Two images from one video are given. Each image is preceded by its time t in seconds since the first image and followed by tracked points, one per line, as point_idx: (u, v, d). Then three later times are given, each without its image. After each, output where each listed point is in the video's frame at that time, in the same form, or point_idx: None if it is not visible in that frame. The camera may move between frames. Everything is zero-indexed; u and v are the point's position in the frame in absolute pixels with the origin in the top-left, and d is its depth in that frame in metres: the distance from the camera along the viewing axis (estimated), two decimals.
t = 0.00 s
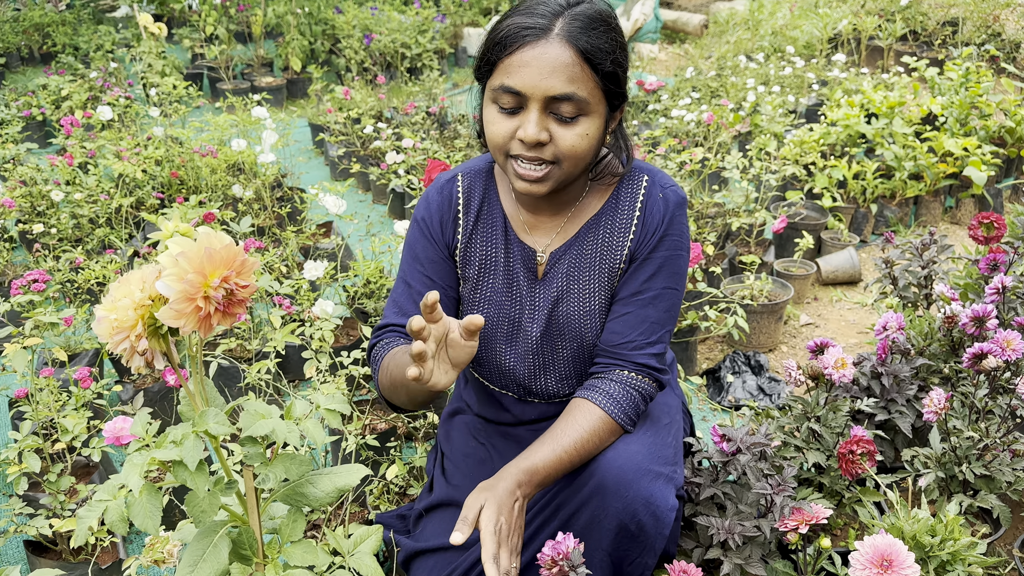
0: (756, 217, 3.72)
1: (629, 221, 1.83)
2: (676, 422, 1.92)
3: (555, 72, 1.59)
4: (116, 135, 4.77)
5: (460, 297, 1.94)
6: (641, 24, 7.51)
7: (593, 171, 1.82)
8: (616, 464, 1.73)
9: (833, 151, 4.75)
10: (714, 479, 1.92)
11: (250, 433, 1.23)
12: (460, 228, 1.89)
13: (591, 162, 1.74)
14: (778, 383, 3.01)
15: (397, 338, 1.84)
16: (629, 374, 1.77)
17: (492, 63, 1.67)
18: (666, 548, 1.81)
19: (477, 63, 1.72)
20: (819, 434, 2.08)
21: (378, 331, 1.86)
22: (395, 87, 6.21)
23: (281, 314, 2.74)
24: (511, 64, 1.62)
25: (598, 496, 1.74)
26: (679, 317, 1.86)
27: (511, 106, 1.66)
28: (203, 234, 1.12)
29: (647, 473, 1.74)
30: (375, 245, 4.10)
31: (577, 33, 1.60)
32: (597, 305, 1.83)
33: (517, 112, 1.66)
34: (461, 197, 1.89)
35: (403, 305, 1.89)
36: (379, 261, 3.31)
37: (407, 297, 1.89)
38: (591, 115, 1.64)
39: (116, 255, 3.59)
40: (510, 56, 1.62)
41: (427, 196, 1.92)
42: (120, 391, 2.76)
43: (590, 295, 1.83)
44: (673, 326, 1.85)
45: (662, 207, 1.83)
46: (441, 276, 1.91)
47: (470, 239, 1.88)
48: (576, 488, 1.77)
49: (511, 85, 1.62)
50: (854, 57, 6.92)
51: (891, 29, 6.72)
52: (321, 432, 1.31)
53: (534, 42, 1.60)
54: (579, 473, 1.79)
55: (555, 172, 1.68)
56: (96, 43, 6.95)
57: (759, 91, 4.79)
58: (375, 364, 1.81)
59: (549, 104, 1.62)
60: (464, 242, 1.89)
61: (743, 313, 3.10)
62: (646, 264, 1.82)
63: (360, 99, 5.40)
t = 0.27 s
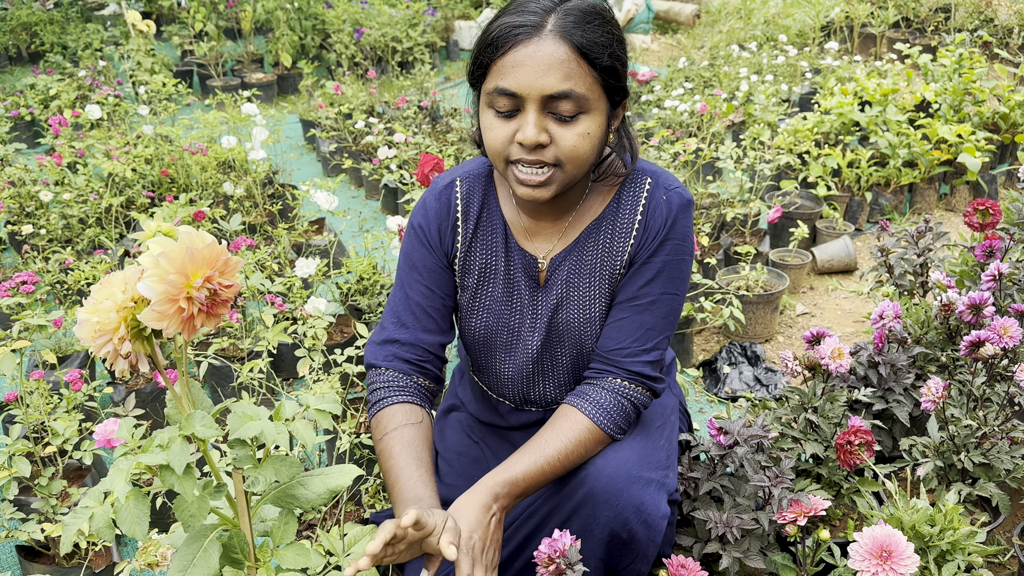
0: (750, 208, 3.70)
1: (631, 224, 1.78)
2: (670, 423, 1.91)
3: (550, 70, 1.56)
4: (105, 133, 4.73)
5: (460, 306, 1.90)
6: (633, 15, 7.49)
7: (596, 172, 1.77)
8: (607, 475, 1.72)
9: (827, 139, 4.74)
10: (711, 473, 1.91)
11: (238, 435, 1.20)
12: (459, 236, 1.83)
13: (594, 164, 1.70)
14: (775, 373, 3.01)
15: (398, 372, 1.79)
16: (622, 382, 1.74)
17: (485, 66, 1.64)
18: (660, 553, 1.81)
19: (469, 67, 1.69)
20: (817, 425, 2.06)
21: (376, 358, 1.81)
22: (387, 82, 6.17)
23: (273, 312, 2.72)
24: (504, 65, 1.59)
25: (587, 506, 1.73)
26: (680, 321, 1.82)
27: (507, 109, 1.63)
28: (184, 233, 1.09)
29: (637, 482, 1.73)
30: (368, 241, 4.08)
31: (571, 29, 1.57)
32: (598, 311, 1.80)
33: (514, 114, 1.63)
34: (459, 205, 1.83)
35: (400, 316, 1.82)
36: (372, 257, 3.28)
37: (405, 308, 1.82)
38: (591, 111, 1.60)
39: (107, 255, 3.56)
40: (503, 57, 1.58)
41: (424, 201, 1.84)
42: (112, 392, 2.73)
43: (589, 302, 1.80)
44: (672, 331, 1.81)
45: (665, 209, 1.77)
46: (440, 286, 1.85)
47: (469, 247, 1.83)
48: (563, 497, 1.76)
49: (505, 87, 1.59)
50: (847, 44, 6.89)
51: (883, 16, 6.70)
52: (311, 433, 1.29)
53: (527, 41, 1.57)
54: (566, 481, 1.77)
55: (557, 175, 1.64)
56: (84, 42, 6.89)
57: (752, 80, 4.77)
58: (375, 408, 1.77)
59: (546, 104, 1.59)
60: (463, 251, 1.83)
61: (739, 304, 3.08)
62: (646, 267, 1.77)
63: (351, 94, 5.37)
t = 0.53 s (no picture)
0: (738, 202, 3.70)
1: (618, 230, 1.76)
2: (658, 428, 1.91)
3: (535, 73, 1.54)
4: (89, 132, 4.68)
5: (448, 305, 1.90)
6: (620, 9, 7.48)
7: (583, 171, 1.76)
8: (595, 481, 1.72)
9: (814, 134, 4.74)
10: (699, 470, 1.91)
11: (215, 439, 1.19)
12: (445, 236, 1.84)
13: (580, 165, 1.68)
14: (762, 368, 3.02)
15: (383, 370, 1.81)
16: (614, 391, 1.73)
17: (468, 68, 1.62)
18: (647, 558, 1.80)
19: (452, 68, 1.67)
20: (803, 420, 2.06)
21: (365, 358, 1.83)
22: (374, 78, 6.14)
23: (258, 312, 2.70)
24: (487, 68, 1.57)
25: (574, 514, 1.73)
26: (669, 329, 1.80)
27: (492, 112, 1.61)
28: (156, 235, 1.07)
29: (624, 489, 1.73)
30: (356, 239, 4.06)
31: (554, 29, 1.55)
32: (585, 316, 1.79)
33: (499, 117, 1.61)
34: (446, 204, 1.83)
35: (389, 318, 1.85)
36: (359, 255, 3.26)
37: (394, 311, 1.85)
38: (576, 113, 1.59)
39: (91, 255, 3.53)
40: (486, 61, 1.57)
41: (413, 200, 1.85)
42: (96, 394, 2.71)
43: (576, 307, 1.78)
44: (662, 338, 1.79)
45: (653, 215, 1.75)
46: (427, 287, 1.87)
47: (455, 249, 1.83)
48: (552, 504, 1.75)
49: (490, 91, 1.57)
50: (835, 38, 6.90)
51: (870, 9, 6.71)
52: (290, 436, 1.27)
53: (509, 44, 1.55)
54: (555, 486, 1.77)
55: (542, 177, 1.62)
56: (69, 40, 6.83)
57: (740, 74, 4.77)
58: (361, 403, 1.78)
59: (531, 107, 1.57)
60: (449, 251, 1.83)
61: (726, 299, 3.08)
62: (634, 275, 1.75)
63: (337, 90, 5.34)
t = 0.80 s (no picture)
0: (725, 201, 3.73)
1: (605, 224, 1.76)
2: (650, 426, 1.92)
3: (521, 51, 1.55)
4: (76, 131, 4.66)
5: (439, 295, 1.92)
6: (609, 8, 7.50)
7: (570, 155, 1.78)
8: (587, 476, 1.73)
9: (801, 133, 4.78)
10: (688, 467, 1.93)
11: (203, 438, 1.20)
12: (435, 226, 1.87)
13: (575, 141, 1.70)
14: (749, 365, 3.03)
15: (394, 358, 1.88)
16: (604, 385, 1.74)
17: (451, 67, 1.62)
18: (637, 555, 1.82)
19: (432, 72, 1.67)
20: (788, 417, 2.09)
21: (373, 350, 1.89)
22: (363, 76, 6.13)
23: (246, 311, 2.70)
24: (474, 60, 1.58)
25: (567, 509, 1.74)
26: (659, 323, 1.80)
27: (485, 103, 1.62)
28: (146, 234, 1.08)
29: (617, 485, 1.74)
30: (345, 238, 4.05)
31: (529, 10, 1.57)
32: (573, 307, 1.79)
33: (493, 105, 1.61)
34: (437, 194, 1.87)
35: (389, 307, 1.90)
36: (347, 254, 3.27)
37: (394, 302, 1.89)
38: (567, 83, 1.61)
39: (78, 255, 3.52)
40: (469, 54, 1.57)
41: (407, 192, 1.90)
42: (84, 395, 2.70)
43: (565, 298, 1.79)
44: (651, 333, 1.79)
45: (639, 209, 1.74)
46: (423, 276, 1.89)
47: (445, 237, 1.86)
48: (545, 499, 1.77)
49: (480, 81, 1.58)
50: (821, 37, 6.94)
51: (856, 9, 6.75)
52: (278, 434, 1.28)
53: (490, 31, 1.56)
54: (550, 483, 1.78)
55: (548, 154, 1.62)
56: (55, 38, 6.80)
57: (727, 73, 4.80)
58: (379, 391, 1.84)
59: (522, 87, 1.58)
60: (440, 240, 1.86)
61: (713, 297, 3.10)
62: (622, 268, 1.75)
63: (326, 89, 5.33)
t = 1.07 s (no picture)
0: (718, 203, 3.76)
1: (606, 220, 1.79)
2: (646, 418, 1.95)
3: (531, 62, 1.58)
4: (71, 130, 4.66)
5: (441, 294, 1.94)
6: (604, 10, 7.53)
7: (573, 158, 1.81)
8: (586, 463, 1.76)
9: (793, 135, 4.82)
10: (680, 463, 1.96)
11: (207, 433, 1.21)
12: (438, 226, 1.88)
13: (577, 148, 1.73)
14: (741, 365, 3.07)
15: (404, 349, 1.89)
16: (608, 375, 1.77)
17: (460, 72, 1.64)
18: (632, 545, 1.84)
19: (441, 75, 1.68)
20: (780, 415, 2.11)
21: (381, 344, 1.91)
22: (358, 77, 6.14)
23: (243, 309, 2.71)
24: (484, 67, 1.60)
25: (566, 494, 1.77)
26: (657, 317, 1.84)
27: (493, 108, 1.64)
28: (152, 232, 1.10)
29: (615, 471, 1.77)
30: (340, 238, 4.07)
31: (540, 21, 1.60)
32: (575, 304, 1.83)
33: (501, 112, 1.64)
34: (440, 194, 1.89)
35: (393, 304, 1.92)
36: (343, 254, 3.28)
37: (401, 298, 1.91)
38: (573, 94, 1.64)
39: (73, 253, 3.52)
40: (481, 61, 1.59)
41: (410, 191, 1.91)
42: (80, 392, 2.71)
43: (567, 294, 1.82)
44: (650, 326, 1.84)
45: (640, 206, 1.78)
46: (428, 275, 1.91)
47: (448, 236, 1.88)
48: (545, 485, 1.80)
49: (490, 88, 1.60)
50: (814, 41, 7.00)
51: (849, 13, 6.80)
52: (280, 430, 1.30)
53: (501, 41, 1.58)
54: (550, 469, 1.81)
55: (551, 162, 1.66)
56: (50, 36, 6.78)
57: (720, 76, 4.84)
58: (389, 381, 1.86)
59: (531, 96, 1.61)
60: (443, 239, 1.88)
61: (706, 298, 3.13)
62: (623, 264, 1.79)
63: (321, 90, 5.35)
